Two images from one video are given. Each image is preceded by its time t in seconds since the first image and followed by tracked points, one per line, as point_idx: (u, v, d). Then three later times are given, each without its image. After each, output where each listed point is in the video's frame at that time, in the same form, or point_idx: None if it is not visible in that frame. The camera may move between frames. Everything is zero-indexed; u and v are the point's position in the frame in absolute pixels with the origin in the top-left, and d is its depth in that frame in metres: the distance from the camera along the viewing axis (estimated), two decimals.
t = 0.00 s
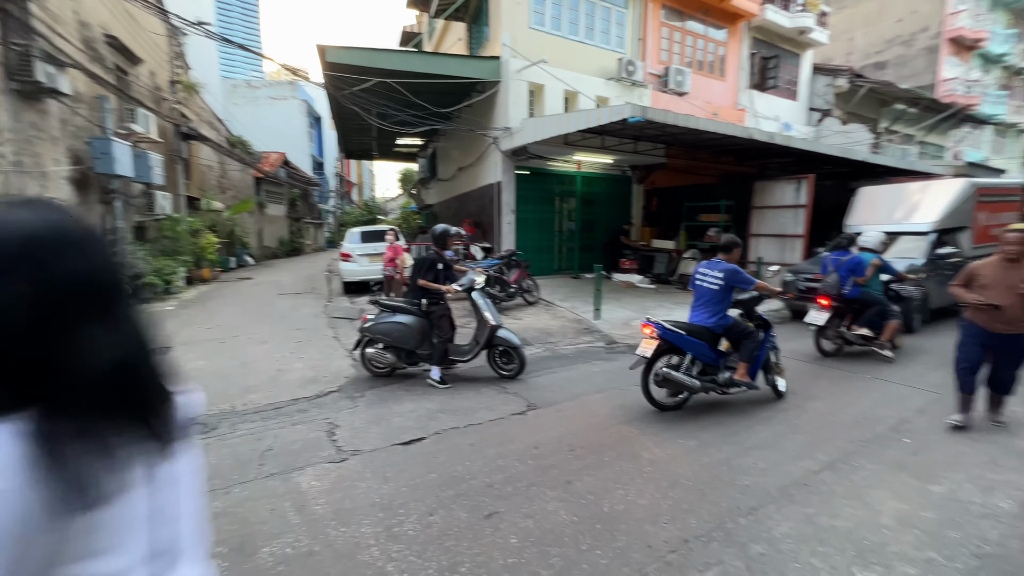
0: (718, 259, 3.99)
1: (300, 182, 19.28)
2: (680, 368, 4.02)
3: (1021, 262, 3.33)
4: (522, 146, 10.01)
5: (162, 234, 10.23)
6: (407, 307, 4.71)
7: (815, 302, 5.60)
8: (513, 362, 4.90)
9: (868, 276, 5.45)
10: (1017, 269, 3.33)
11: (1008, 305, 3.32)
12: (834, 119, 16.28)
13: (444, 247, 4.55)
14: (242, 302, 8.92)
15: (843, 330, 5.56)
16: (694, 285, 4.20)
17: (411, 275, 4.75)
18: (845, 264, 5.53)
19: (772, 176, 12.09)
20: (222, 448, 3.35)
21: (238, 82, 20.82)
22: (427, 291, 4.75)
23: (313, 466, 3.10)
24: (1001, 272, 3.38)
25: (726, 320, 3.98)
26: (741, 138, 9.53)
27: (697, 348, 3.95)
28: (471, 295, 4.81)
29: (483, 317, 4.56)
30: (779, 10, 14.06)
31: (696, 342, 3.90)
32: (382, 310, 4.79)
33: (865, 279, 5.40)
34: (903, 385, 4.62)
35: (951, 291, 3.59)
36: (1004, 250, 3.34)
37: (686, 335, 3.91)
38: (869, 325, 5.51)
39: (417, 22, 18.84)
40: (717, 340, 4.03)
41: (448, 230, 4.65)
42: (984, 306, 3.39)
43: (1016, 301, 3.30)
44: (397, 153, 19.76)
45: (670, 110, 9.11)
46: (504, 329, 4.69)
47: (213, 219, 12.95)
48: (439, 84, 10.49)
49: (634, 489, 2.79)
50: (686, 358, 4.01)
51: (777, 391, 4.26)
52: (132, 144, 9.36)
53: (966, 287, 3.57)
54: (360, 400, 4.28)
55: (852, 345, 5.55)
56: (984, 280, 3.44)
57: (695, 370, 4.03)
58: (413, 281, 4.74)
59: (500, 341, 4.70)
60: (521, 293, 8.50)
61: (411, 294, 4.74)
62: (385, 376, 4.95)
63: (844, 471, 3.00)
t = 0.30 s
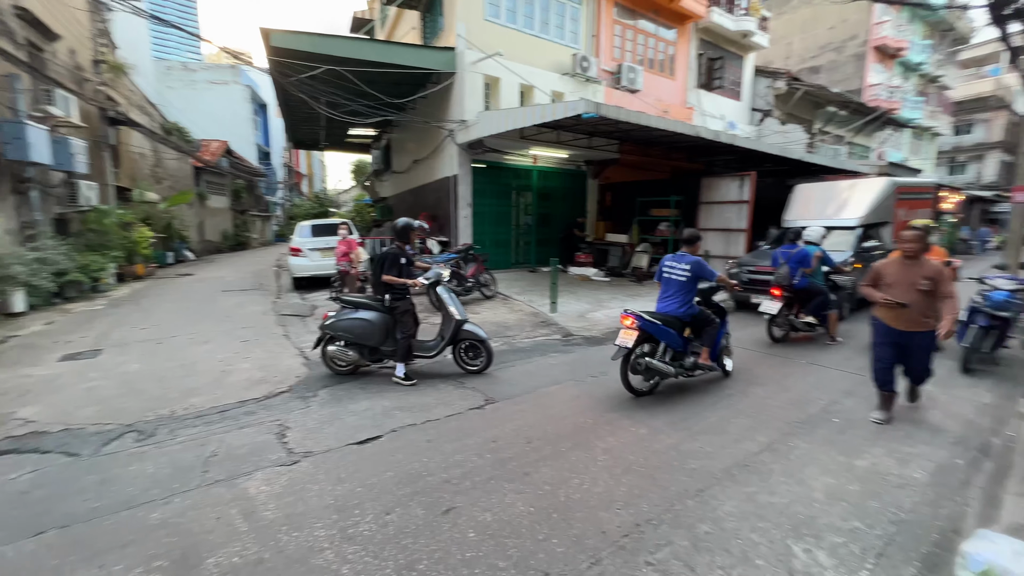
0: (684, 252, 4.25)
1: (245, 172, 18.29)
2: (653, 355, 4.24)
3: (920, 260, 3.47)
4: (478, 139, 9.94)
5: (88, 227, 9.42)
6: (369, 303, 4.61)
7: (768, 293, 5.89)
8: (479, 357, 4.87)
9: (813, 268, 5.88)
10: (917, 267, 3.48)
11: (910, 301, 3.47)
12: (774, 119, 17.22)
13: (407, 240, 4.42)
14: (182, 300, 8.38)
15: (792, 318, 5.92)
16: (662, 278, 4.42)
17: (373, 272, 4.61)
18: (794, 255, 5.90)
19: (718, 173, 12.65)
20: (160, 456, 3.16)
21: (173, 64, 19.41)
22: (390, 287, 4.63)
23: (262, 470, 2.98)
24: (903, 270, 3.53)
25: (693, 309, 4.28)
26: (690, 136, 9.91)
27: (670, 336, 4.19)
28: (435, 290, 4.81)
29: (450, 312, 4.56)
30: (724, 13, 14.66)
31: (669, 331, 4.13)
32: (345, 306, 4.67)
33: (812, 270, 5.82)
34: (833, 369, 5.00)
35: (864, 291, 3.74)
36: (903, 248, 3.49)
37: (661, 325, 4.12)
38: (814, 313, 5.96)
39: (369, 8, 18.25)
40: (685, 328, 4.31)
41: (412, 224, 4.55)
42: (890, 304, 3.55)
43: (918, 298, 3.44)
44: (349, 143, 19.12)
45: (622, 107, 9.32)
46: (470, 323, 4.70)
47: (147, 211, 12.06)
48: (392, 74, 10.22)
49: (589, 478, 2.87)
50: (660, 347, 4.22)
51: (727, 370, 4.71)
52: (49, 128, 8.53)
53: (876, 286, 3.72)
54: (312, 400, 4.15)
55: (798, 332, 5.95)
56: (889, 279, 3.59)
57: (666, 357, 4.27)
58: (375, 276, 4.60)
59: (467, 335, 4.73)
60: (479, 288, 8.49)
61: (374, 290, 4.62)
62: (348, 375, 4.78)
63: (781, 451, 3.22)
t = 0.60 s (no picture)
0: (658, 247, 4.56)
1: (187, 165, 17.22)
2: (634, 342, 4.54)
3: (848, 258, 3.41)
4: (437, 133, 9.80)
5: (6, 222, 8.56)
6: (343, 301, 4.47)
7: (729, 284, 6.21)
8: (456, 353, 4.85)
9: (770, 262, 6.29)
10: (845, 265, 3.41)
11: (836, 300, 3.40)
12: (723, 120, 17.98)
13: (379, 236, 4.34)
14: (118, 301, 7.82)
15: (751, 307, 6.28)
16: (638, 271, 4.72)
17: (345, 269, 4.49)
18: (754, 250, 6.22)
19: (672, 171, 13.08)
20: (96, 468, 2.95)
21: (104, 46, 17.98)
22: (363, 283, 4.48)
23: (212, 478, 2.84)
24: (831, 267, 3.45)
25: (668, 300, 4.63)
26: (645, 134, 10.18)
27: (650, 324, 4.51)
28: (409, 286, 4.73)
29: (426, 309, 4.52)
30: (676, 16, 15.13)
31: (650, 320, 4.44)
32: (316, 304, 4.52)
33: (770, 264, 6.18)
34: (778, 357, 5.30)
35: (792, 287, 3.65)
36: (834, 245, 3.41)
37: (643, 314, 4.43)
38: (770, 303, 6.36)
39: None
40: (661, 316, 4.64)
41: (383, 220, 4.47)
42: (817, 300, 3.46)
43: (844, 296, 3.38)
44: (301, 135, 18.42)
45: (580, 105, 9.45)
46: (446, 318, 4.69)
47: (76, 205, 11.13)
48: (348, 64, 9.90)
49: (551, 469, 2.92)
50: (641, 335, 4.54)
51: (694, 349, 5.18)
52: None
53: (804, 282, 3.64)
54: (265, 403, 3.98)
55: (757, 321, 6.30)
56: (818, 276, 3.51)
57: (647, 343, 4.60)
58: (346, 272, 4.45)
59: (444, 330, 4.70)
60: (439, 284, 8.41)
61: (346, 289, 4.47)
62: (320, 376, 4.62)
63: (731, 436, 3.40)
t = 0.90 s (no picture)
0: (640, 242, 4.88)
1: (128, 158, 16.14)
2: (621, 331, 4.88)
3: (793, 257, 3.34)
4: (399, 129, 9.61)
5: None
6: (331, 301, 4.33)
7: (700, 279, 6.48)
8: (449, 350, 4.81)
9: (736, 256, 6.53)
10: (789, 263, 3.35)
11: (776, 300, 3.36)
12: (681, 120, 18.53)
13: (365, 235, 4.17)
14: (53, 304, 7.26)
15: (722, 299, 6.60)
16: (621, 266, 5.04)
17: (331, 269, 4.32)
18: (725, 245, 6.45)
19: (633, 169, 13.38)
20: (30, 485, 2.73)
21: (32, 28, 16.54)
22: (351, 283, 4.33)
23: (162, 489, 2.69)
24: (776, 265, 3.40)
25: (650, 291, 4.97)
26: (607, 133, 10.36)
27: (634, 315, 4.85)
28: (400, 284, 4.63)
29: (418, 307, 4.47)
30: (636, 17, 15.44)
31: (635, 310, 4.78)
32: (303, 305, 4.38)
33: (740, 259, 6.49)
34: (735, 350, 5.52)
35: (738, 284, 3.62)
36: (778, 243, 3.34)
37: (628, 306, 4.75)
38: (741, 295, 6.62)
39: None
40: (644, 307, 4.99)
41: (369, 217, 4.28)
42: (758, 298, 3.43)
43: (784, 296, 3.33)
44: (255, 129, 17.67)
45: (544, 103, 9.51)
46: (438, 315, 4.66)
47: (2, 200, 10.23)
48: (305, 55, 9.54)
49: (519, 466, 2.93)
50: (627, 325, 4.88)
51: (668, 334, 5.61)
52: None
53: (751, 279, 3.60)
54: (220, 408, 3.80)
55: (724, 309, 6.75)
56: (762, 274, 3.47)
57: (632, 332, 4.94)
58: (332, 271, 4.31)
59: (435, 328, 4.65)
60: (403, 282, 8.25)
61: (334, 289, 4.31)
62: (308, 377, 4.48)
63: (692, 427, 3.51)
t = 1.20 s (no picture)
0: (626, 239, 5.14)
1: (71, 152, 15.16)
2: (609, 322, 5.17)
3: (735, 260, 3.13)
4: (366, 126, 9.42)
5: None
6: (337, 301, 4.31)
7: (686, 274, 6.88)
8: (453, 347, 4.89)
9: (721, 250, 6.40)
10: (731, 268, 3.14)
11: (723, 308, 3.12)
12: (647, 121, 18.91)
13: (370, 234, 4.22)
14: None
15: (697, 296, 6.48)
16: (609, 261, 5.31)
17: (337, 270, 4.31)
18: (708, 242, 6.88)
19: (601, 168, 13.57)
20: None
21: None
22: (358, 281, 4.31)
23: (114, 503, 2.55)
24: (718, 271, 3.17)
25: (635, 285, 5.25)
26: (576, 133, 10.46)
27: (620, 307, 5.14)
28: (406, 281, 4.60)
29: (425, 304, 4.48)
30: (603, 19, 15.66)
31: (620, 303, 5.07)
32: (307, 306, 4.33)
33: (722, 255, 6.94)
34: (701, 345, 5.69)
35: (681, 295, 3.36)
36: (718, 247, 3.12)
37: (615, 299, 5.05)
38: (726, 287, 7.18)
39: None
40: (629, 299, 5.27)
41: (373, 217, 4.34)
42: (704, 308, 3.17)
43: (731, 303, 3.11)
44: (212, 123, 16.96)
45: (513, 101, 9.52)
46: (443, 311, 4.69)
47: None
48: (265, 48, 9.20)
49: (491, 465, 2.93)
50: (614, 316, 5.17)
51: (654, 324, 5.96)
52: None
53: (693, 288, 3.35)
54: (178, 415, 3.63)
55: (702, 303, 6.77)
56: (705, 281, 3.23)
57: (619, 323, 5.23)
58: (339, 270, 4.29)
59: (441, 325, 4.67)
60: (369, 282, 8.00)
61: (342, 289, 4.29)
62: (311, 378, 4.41)
63: (660, 421, 3.60)
